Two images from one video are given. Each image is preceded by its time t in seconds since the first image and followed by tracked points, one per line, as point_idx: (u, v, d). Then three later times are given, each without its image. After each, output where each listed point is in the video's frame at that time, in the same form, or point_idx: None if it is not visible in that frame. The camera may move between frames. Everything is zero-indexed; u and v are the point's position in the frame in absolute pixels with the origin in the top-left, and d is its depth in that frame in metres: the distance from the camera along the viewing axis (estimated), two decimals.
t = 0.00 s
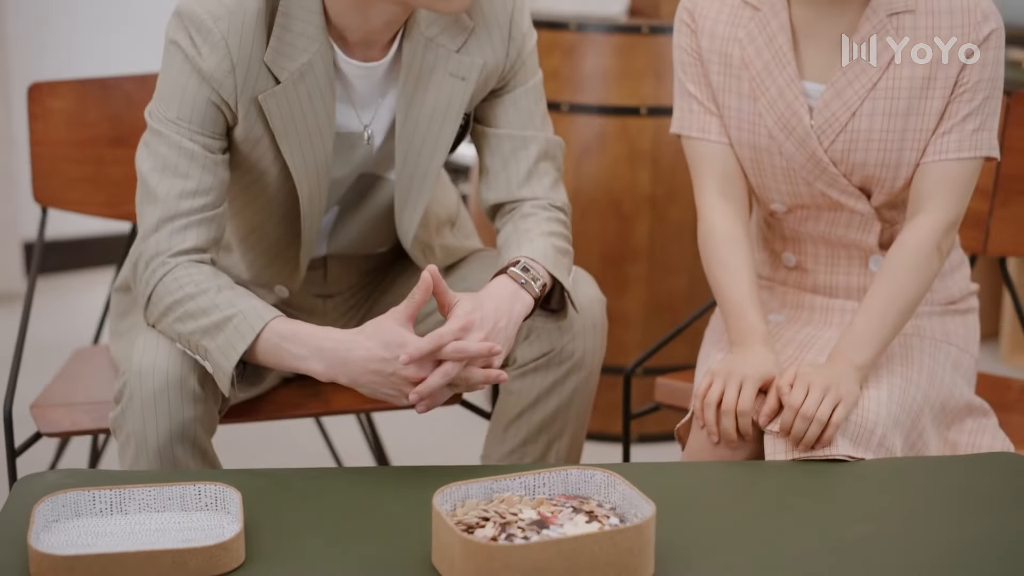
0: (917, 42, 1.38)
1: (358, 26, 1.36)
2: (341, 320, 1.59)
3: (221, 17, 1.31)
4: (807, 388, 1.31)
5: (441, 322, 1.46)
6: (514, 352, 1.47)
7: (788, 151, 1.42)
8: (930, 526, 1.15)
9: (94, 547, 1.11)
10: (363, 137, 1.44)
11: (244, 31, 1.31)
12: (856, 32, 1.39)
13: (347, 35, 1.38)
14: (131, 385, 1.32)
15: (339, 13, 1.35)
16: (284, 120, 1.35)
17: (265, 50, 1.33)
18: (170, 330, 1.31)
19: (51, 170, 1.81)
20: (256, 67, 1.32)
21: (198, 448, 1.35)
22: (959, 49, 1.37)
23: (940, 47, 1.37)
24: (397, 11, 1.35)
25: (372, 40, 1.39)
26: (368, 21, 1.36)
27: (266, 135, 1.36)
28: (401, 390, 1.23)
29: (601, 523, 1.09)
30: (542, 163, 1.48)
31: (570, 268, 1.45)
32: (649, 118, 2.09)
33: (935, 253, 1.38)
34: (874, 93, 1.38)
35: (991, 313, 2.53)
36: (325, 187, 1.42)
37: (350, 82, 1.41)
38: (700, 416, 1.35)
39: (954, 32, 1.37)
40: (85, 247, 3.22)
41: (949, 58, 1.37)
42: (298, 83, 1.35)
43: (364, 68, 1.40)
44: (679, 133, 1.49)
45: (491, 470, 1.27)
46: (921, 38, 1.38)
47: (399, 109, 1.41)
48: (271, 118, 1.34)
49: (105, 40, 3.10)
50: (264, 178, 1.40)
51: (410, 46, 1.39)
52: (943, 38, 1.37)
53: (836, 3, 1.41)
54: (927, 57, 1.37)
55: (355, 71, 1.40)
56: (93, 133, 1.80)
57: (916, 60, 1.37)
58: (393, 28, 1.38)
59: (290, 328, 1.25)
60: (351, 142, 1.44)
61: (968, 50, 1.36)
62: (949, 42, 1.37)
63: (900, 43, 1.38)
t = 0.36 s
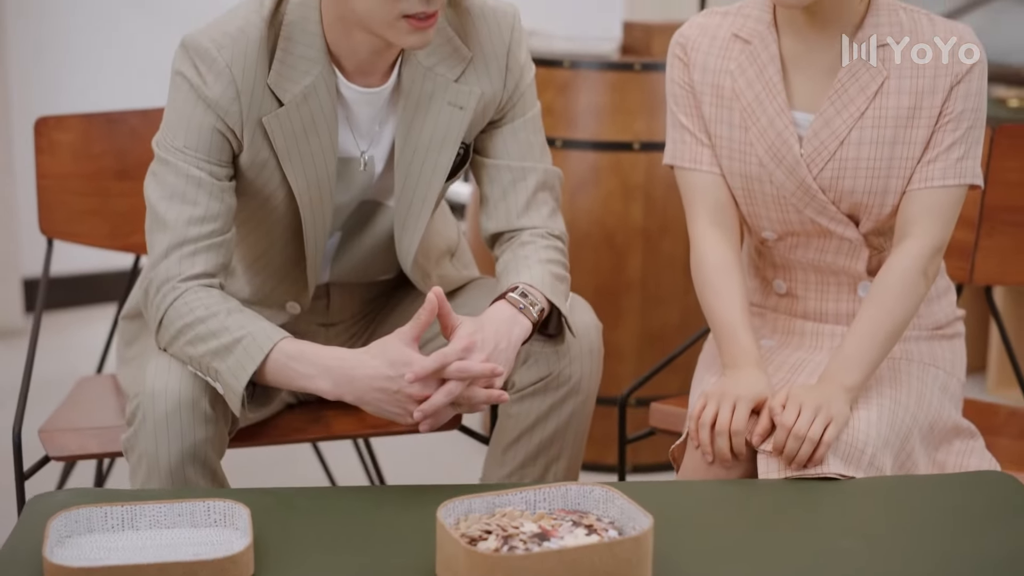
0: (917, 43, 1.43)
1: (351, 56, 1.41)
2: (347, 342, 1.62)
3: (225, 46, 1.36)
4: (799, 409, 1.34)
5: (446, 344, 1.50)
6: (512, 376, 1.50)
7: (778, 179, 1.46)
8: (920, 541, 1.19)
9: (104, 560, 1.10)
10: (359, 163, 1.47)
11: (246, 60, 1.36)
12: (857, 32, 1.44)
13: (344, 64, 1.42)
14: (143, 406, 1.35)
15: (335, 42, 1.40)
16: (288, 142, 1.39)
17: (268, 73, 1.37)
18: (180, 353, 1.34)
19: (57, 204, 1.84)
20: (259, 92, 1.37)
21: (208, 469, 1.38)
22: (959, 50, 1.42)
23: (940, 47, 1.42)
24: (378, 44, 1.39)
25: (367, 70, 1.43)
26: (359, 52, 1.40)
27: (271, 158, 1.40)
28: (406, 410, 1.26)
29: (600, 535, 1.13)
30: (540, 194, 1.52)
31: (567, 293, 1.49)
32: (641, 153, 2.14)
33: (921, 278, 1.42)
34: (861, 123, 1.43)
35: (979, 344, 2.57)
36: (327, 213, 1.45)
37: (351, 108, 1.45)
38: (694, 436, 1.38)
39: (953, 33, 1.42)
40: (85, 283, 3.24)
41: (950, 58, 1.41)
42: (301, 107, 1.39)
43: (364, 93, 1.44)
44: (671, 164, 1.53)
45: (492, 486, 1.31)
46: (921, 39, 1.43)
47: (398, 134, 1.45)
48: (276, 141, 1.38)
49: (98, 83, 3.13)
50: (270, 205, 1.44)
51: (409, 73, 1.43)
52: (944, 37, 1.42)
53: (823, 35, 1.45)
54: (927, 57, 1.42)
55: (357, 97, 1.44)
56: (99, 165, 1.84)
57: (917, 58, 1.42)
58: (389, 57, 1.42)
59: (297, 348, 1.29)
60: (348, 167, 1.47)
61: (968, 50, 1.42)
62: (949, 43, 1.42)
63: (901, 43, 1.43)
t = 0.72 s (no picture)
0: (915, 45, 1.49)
1: (358, 89, 1.46)
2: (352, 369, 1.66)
3: (235, 79, 1.41)
4: (793, 431, 1.38)
5: (452, 368, 1.56)
6: (513, 403, 1.53)
7: (771, 209, 1.50)
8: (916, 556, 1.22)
9: None
10: (365, 193, 1.52)
11: (255, 92, 1.41)
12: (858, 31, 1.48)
13: (350, 97, 1.47)
14: (154, 430, 1.39)
15: (343, 76, 1.45)
16: (297, 175, 1.44)
17: (276, 105, 1.43)
18: (191, 378, 1.38)
19: (64, 238, 1.88)
20: (268, 122, 1.42)
21: (217, 492, 1.41)
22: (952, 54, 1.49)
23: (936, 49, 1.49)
24: (389, 74, 1.44)
25: (374, 102, 1.48)
26: (370, 86, 1.46)
27: (280, 190, 1.45)
28: (413, 432, 1.30)
29: (600, 549, 1.12)
30: (540, 225, 1.56)
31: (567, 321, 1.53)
32: (636, 189, 2.19)
33: (912, 305, 1.45)
34: (851, 154, 1.47)
35: (970, 378, 2.60)
36: (334, 243, 1.50)
37: (358, 140, 1.50)
38: (692, 458, 1.42)
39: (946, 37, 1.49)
40: (86, 321, 3.24)
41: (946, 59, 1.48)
42: (309, 138, 1.43)
43: (370, 126, 1.49)
44: (667, 196, 1.57)
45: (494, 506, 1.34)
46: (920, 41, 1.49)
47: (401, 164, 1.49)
48: (285, 173, 1.43)
49: (90, 100, 3.19)
50: (278, 235, 1.48)
51: (414, 103, 1.49)
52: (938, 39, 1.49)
53: (815, 69, 1.49)
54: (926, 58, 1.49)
55: (363, 129, 1.49)
56: (107, 200, 1.89)
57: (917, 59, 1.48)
58: (396, 89, 1.47)
59: (306, 372, 1.33)
60: (355, 197, 1.51)
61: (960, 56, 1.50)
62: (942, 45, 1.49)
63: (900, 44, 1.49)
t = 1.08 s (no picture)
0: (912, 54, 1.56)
1: (364, 112, 1.51)
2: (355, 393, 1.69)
3: (243, 107, 1.47)
4: (787, 452, 1.41)
5: (455, 392, 1.59)
6: (513, 425, 1.56)
7: (764, 235, 1.54)
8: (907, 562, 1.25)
9: None
10: (373, 218, 1.57)
11: (263, 120, 1.46)
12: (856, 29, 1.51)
13: (357, 123, 1.52)
14: (162, 450, 1.42)
15: (350, 101, 1.51)
16: (303, 201, 1.48)
17: (284, 133, 1.47)
18: (199, 399, 1.42)
19: (70, 266, 1.91)
20: (275, 149, 1.47)
21: (224, 511, 1.44)
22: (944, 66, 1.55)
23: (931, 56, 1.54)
24: (402, 91, 1.49)
25: (380, 127, 1.53)
26: (379, 107, 1.51)
27: (287, 216, 1.50)
28: (416, 453, 1.32)
29: (600, 564, 1.15)
30: (539, 251, 1.59)
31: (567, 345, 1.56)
32: (632, 221, 2.22)
33: (902, 329, 1.49)
34: (842, 181, 1.51)
35: (961, 409, 2.63)
36: (340, 268, 1.55)
37: (363, 165, 1.55)
38: (689, 478, 1.45)
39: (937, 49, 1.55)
40: (87, 354, 3.27)
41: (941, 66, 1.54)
42: (316, 165, 1.48)
43: (375, 151, 1.54)
44: (663, 224, 1.61)
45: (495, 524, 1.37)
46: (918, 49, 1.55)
47: (404, 188, 1.54)
48: (292, 199, 1.47)
49: (90, 114, 3.23)
50: (286, 259, 1.53)
51: (417, 128, 1.53)
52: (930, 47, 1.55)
53: (808, 97, 1.53)
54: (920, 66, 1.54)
55: (368, 155, 1.54)
56: (112, 230, 1.92)
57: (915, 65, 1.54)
58: (403, 112, 1.52)
59: (312, 394, 1.36)
60: (362, 222, 1.56)
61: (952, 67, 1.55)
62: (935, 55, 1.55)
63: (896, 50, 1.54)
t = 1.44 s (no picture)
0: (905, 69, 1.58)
1: (367, 133, 1.54)
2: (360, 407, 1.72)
3: (249, 127, 1.49)
4: (782, 462, 1.44)
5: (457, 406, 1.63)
6: (513, 439, 1.58)
7: (760, 251, 1.57)
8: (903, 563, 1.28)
9: None
10: (376, 236, 1.59)
11: (268, 141, 1.49)
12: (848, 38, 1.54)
13: (361, 144, 1.55)
14: (170, 462, 1.45)
15: (354, 121, 1.53)
16: (308, 219, 1.51)
17: (289, 153, 1.50)
18: (206, 412, 1.44)
19: (76, 286, 1.94)
20: (280, 168, 1.49)
21: (231, 522, 1.47)
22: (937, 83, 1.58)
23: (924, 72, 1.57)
24: (406, 111, 1.52)
25: (383, 147, 1.55)
26: (381, 126, 1.53)
27: (292, 234, 1.52)
28: (419, 464, 1.35)
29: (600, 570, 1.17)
30: (538, 269, 1.62)
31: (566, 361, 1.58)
32: (629, 243, 2.26)
33: (895, 343, 1.52)
34: (836, 200, 1.54)
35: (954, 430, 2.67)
36: (343, 286, 1.58)
37: (366, 184, 1.58)
38: (687, 489, 1.48)
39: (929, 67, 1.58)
40: (91, 377, 3.30)
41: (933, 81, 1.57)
42: (320, 184, 1.50)
43: (378, 171, 1.57)
44: (661, 241, 1.64)
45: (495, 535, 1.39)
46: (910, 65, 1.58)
47: (407, 207, 1.57)
48: (297, 217, 1.50)
49: (90, 114, 3.28)
50: (290, 276, 1.55)
51: (420, 148, 1.56)
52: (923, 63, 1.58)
53: (800, 118, 1.57)
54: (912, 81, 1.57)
55: (371, 174, 1.57)
56: (115, 251, 1.95)
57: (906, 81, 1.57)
58: (405, 132, 1.55)
59: (318, 407, 1.38)
60: (365, 240, 1.59)
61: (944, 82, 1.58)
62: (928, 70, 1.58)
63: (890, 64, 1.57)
